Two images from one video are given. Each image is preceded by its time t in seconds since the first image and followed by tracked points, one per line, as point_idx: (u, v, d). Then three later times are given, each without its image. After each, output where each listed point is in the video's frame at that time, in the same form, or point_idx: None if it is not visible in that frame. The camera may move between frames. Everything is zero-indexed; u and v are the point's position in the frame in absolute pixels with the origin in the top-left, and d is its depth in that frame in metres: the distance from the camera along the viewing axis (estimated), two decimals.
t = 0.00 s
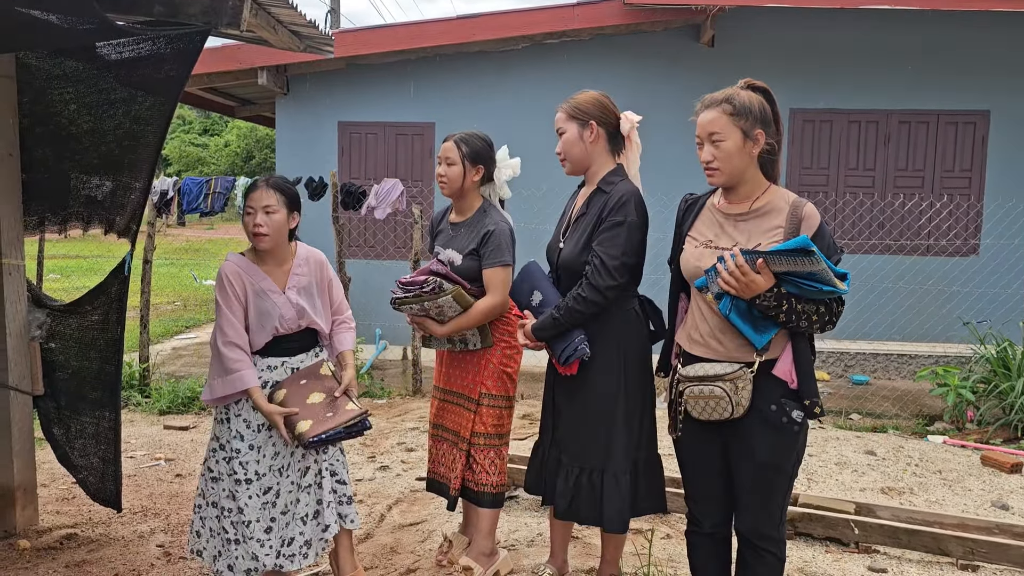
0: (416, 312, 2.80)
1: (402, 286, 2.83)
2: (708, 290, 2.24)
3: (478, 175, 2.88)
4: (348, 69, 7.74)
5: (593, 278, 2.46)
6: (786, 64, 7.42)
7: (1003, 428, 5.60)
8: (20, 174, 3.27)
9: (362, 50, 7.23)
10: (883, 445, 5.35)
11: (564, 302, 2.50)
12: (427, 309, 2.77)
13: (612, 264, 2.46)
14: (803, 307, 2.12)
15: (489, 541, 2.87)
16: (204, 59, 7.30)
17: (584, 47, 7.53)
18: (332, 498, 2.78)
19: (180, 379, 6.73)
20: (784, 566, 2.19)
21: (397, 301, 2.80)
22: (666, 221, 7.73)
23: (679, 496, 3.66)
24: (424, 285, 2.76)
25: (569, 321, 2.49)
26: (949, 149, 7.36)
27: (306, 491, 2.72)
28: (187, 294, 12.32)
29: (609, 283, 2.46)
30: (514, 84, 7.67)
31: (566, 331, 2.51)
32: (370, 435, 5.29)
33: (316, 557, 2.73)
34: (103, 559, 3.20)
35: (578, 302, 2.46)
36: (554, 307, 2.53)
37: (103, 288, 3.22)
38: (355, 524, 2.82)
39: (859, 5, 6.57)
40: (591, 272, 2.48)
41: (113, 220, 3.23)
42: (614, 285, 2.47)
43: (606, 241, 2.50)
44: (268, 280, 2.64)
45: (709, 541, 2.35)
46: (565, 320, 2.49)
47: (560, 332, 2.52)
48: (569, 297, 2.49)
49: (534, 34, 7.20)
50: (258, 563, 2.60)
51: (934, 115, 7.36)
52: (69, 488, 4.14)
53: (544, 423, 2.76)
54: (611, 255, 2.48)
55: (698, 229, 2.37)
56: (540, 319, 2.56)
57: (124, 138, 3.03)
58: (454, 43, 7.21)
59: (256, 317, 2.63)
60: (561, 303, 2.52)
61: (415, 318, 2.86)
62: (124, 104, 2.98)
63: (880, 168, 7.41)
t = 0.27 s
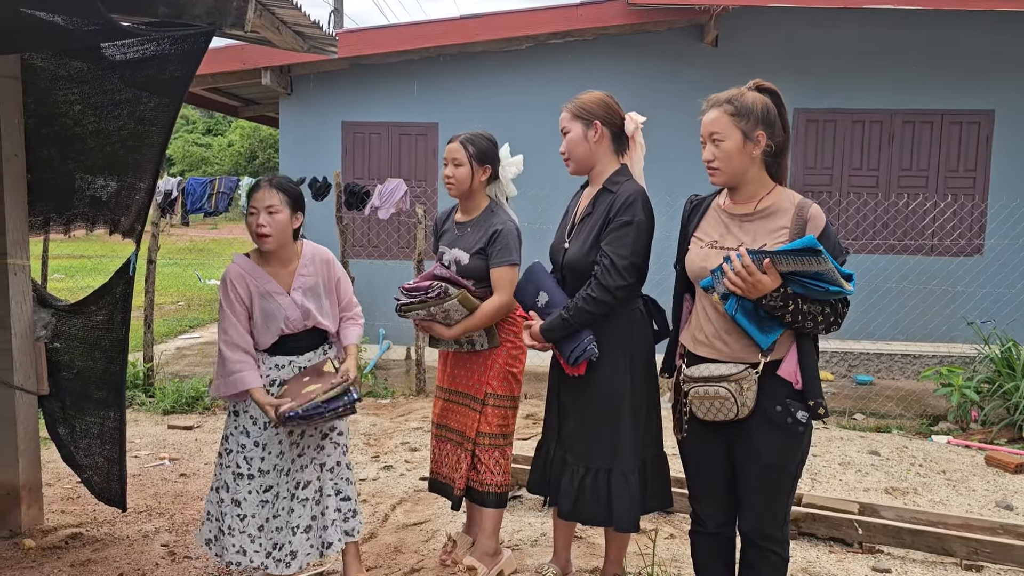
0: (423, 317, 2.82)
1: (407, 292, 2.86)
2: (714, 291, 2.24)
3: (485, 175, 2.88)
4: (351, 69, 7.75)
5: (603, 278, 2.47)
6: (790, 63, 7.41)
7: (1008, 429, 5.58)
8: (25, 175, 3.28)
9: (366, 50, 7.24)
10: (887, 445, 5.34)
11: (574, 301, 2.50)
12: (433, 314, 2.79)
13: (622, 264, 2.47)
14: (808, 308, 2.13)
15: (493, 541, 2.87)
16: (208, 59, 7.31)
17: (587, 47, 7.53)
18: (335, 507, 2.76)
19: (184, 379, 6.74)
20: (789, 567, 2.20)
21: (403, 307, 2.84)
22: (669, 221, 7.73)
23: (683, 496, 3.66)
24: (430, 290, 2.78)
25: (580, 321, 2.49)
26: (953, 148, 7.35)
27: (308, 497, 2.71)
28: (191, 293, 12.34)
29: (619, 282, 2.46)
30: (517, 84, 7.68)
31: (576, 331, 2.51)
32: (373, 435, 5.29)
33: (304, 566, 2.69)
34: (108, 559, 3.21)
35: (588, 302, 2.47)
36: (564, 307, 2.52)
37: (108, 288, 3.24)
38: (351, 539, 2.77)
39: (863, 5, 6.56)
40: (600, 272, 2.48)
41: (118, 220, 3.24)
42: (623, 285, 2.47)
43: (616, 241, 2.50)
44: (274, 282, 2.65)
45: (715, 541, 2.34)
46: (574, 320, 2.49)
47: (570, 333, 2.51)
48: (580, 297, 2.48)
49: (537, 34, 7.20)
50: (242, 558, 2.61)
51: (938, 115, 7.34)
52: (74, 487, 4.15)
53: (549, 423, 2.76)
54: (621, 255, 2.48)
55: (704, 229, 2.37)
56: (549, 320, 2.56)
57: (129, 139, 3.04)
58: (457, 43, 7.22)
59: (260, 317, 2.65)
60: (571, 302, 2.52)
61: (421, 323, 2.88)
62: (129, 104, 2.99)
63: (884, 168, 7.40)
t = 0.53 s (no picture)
0: (431, 322, 2.80)
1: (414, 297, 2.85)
2: (716, 291, 2.24)
3: (492, 175, 2.90)
4: (355, 69, 7.76)
5: (609, 277, 2.47)
6: (794, 63, 7.40)
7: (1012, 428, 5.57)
8: (30, 175, 3.29)
9: (369, 50, 7.25)
10: (891, 444, 5.33)
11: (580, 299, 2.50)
12: (441, 318, 2.76)
13: (628, 263, 2.47)
14: (811, 309, 2.13)
15: (497, 540, 2.87)
16: (211, 59, 7.32)
17: (590, 47, 7.53)
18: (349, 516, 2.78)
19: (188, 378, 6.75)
20: (791, 567, 2.19)
21: (411, 313, 2.82)
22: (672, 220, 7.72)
23: (687, 496, 3.66)
24: (439, 296, 2.77)
25: (585, 320, 2.49)
26: (957, 148, 7.34)
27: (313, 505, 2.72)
28: (195, 293, 12.36)
29: (625, 281, 2.46)
30: (520, 84, 7.68)
31: (581, 330, 2.51)
32: (377, 434, 5.30)
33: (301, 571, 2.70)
34: (113, 557, 3.22)
35: (593, 300, 2.47)
36: (569, 305, 2.52)
37: (113, 287, 3.25)
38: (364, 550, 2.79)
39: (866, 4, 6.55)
40: (606, 271, 2.48)
41: (122, 220, 3.25)
42: (629, 284, 2.47)
43: (622, 239, 2.50)
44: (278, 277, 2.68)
45: (718, 540, 2.34)
46: (579, 319, 2.49)
47: (574, 331, 2.52)
48: (585, 296, 2.48)
49: (540, 33, 7.20)
50: (241, 549, 2.67)
51: (942, 114, 7.33)
52: (79, 486, 4.16)
53: (552, 422, 2.76)
54: (627, 254, 2.48)
55: (709, 228, 2.37)
56: (554, 319, 2.56)
57: (133, 139, 3.05)
58: (460, 43, 7.22)
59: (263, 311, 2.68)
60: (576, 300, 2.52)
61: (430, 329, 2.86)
62: (133, 105, 2.99)
63: (888, 167, 7.39)
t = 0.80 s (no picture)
0: (438, 327, 2.84)
1: (419, 304, 2.91)
2: (717, 290, 2.25)
3: (500, 175, 2.92)
4: (357, 69, 7.77)
5: (607, 277, 2.47)
6: (796, 62, 7.39)
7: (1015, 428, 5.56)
8: (34, 175, 3.30)
9: (372, 50, 7.25)
10: (894, 444, 5.33)
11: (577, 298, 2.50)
12: (448, 323, 2.80)
13: (626, 263, 2.47)
14: (813, 309, 2.12)
15: (502, 539, 2.88)
16: (214, 59, 7.34)
17: (593, 46, 7.52)
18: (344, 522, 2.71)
19: (191, 378, 6.76)
20: (794, 567, 2.19)
21: (416, 319, 2.88)
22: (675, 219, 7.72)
23: (689, 495, 3.67)
24: (445, 301, 2.83)
25: (582, 319, 2.49)
26: (959, 147, 7.33)
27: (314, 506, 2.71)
28: (197, 293, 12.37)
29: (622, 281, 2.47)
30: (523, 84, 7.68)
31: (579, 329, 2.52)
32: (380, 434, 5.31)
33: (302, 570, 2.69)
34: (117, 557, 3.22)
35: (591, 300, 2.47)
36: (568, 304, 2.52)
37: (117, 287, 3.26)
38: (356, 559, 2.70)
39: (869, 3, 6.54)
40: (604, 271, 2.48)
41: (126, 220, 3.26)
42: (627, 284, 2.48)
43: (621, 240, 2.50)
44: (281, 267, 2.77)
45: (720, 539, 2.35)
46: (578, 318, 2.49)
47: (573, 330, 2.52)
48: (584, 295, 2.48)
49: (542, 33, 7.20)
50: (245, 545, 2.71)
51: (945, 113, 7.32)
52: (83, 486, 4.17)
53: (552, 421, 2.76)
54: (625, 254, 2.48)
55: (711, 228, 2.37)
56: (552, 318, 2.55)
57: (137, 139, 3.06)
58: (463, 42, 7.22)
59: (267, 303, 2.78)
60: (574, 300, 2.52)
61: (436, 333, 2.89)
62: (137, 105, 3.00)
63: (891, 166, 7.38)
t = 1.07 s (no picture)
0: (443, 324, 2.83)
1: (423, 301, 2.88)
2: (718, 289, 2.25)
3: (504, 175, 2.93)
4: (357, 69, 7.76)
5: (605, 277, 2.47)
6: (797, 61, 7.39)
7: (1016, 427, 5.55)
8: (35, 175, 3.30)
9: (372, 49, 7.25)
10: (895, 443, 5.33)
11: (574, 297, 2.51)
12: (453, 319, 2.79)
13: (623, 263, 2.47)
14: (814, 305, 2.12)
15: (504, 539, 2.88)
16: (214, 59, 7.33)
17: (593, 45, 7.52)
18: (325, 524, 2.65)
19: (192, 378, 6.76)
20: (795, 566, 2.19)
21: (422, 316, 2.85)
22: (675, 219, 7.72)
23: (690, 494, 3.67)
24: (451, 299, 2.80)
25: (580, 318, 2.49)
26: (960, 146, 7.33)
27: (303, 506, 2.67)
28: (198, 293, 12.38)
29: (619, 281, 2.47)
30: (523, 83, 7.68)
31: (578, 328, 2.52)
32: (381, 433, 5.31)
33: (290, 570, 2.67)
34: (119, 557, 3.23)
35: (589, 299, 2.47)
36: (566, 303, 2.52)
37: (118, 287, 3.26)
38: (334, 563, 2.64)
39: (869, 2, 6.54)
40: (602, 271, 2.48)
41: (127, 220, 3.26)
42: (625, 283, 2.48)
43: (618, 239, 2.50)
44: (282, 261, 2.79)
45: (722, 538, 2.35)
46: (575, 317, 2.49)
47: (571, 329, 2.52)
48: (581, 294, 2.49)
49: (543, 32, 7.20)
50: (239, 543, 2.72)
51: (946, 112, 7.32)
52: (84, 486, 4.18)
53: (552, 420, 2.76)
54: (621, 253, 2.48)
55: (713, 229, 2.37)
56: (551, 317, 2.55)
57: (138, 139, 3.06)
58: (463, 42, 7.22)
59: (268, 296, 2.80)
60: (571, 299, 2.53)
61: (440, 330, 2.88)
62: (137, 105, 3.00)
63: (891, 165, 7.37)
